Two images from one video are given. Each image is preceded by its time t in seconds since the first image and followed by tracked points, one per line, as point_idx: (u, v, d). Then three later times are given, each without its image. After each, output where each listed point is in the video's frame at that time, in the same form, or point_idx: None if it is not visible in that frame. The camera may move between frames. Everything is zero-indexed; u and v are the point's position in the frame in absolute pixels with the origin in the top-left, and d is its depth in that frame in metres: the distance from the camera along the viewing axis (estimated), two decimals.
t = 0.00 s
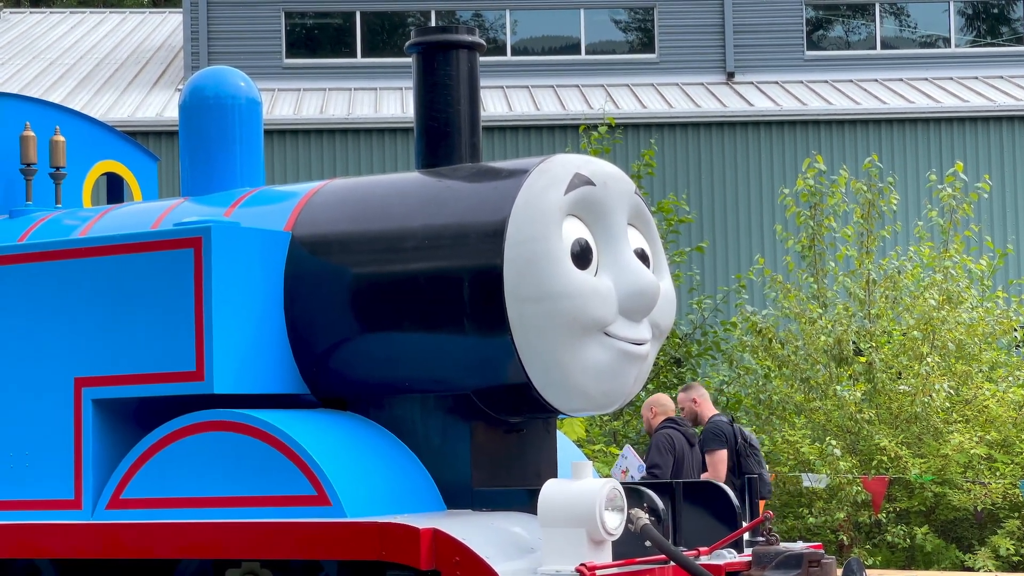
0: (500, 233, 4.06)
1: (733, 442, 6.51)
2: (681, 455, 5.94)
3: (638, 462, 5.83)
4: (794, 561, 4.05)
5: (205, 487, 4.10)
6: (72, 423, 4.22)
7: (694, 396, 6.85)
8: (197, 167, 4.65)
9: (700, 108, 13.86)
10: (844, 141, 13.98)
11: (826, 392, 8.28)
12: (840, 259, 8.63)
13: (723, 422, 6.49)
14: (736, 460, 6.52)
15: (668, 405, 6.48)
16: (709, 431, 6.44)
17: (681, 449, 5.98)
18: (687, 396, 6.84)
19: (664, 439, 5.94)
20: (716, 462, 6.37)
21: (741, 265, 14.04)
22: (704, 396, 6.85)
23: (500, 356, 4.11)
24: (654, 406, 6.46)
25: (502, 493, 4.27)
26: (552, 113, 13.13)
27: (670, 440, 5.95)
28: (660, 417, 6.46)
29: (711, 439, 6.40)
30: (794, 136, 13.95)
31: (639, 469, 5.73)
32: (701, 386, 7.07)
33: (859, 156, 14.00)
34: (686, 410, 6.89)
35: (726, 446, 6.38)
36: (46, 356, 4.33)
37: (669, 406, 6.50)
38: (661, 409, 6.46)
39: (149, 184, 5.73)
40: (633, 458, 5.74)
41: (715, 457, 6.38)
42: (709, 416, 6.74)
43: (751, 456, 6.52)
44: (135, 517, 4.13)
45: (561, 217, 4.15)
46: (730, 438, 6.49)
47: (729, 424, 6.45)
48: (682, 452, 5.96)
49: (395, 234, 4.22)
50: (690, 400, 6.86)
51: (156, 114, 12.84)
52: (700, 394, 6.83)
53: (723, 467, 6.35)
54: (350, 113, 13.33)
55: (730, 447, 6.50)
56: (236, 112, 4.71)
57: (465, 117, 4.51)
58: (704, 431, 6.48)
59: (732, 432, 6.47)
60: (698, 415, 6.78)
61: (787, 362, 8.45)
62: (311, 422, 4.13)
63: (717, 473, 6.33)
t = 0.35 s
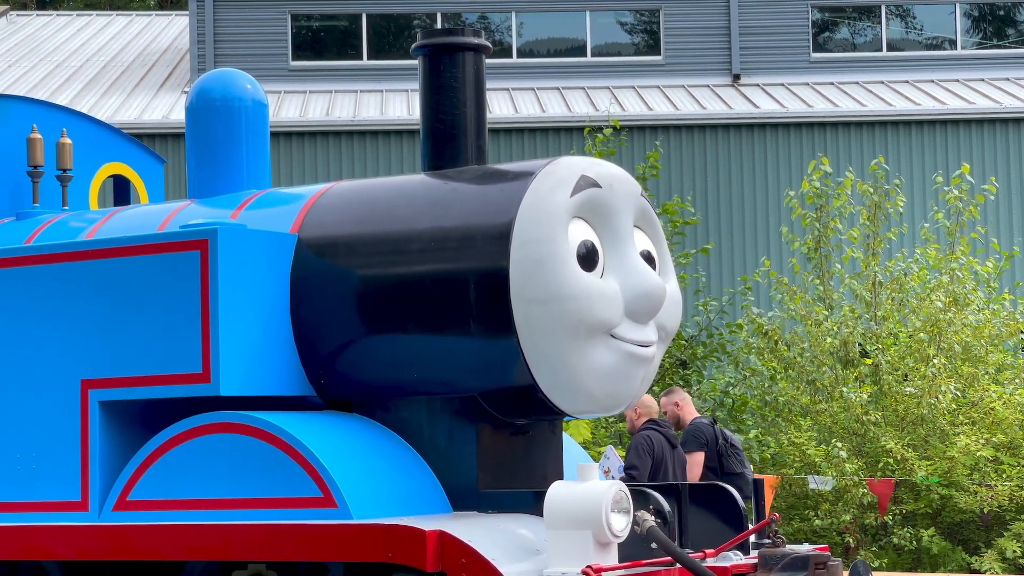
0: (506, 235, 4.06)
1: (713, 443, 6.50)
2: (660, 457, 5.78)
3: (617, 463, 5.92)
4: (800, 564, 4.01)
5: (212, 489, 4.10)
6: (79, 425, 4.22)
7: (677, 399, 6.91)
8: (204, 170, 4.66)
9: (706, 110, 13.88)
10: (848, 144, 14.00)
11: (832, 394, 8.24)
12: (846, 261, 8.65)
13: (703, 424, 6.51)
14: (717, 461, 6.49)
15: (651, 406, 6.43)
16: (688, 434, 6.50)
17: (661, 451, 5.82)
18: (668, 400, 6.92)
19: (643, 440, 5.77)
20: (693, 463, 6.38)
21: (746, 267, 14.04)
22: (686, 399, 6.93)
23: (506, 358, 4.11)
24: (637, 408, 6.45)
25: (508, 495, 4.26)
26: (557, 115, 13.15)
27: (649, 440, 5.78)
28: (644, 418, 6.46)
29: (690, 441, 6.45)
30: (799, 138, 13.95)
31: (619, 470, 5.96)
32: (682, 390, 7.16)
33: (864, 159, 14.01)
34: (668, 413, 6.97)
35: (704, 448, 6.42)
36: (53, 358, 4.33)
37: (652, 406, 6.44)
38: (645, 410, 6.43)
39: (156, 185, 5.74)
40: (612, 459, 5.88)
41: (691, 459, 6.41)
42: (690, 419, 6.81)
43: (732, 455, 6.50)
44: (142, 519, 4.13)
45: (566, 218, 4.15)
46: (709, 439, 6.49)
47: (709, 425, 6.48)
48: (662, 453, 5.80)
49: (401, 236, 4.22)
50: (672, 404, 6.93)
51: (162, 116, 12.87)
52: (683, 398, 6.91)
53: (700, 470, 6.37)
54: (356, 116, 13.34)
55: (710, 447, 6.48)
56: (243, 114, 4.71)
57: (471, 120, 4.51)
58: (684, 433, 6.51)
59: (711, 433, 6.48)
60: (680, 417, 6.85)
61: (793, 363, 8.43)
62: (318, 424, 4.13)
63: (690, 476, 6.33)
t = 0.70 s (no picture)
0: (515, 238, 4.07)
1: (704, 442, 6.50)
2: (629, 465, 5.85)
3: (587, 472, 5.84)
4: (810, 566, 4.00)
5: (223, 491, 4.11)
6: (90, 427, 4.22)
7: (668, 398, 6.88)
8: (213, 172, 4.66)
9: (715, 112, 13.87)
10: (858, 146, 14.01)
11: (842, 397, 8.30)
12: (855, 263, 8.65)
13: (695, 423, 6.52)
14: (708, 459, 6.48)
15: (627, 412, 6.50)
16: (679, 432, 6.51)
17: (630, 458, 5.88)
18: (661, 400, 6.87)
19: (612, 448, 5.85)
20: (683, 460, 6.41)
21: (755, 269, 14.04)
22: (678, 398, 6.89)
23: (516, 360, 4.11)
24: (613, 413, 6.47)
25: (518, 497, 4.27)
26: (566, 117, 13.16)
27: (617, 449, 5.85)
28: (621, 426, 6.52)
29: (682, 438, 6.46)
30: (809, 140, 13.95)
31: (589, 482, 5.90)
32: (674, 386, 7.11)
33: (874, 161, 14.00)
34: (660, 412, 6.94)
35: (695, 446, 6.42)
36: (64, 360, 4.33)
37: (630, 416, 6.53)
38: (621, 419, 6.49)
39: (165, 187, 5.73)
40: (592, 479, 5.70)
41: (680, 456, 6.43)
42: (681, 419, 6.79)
43: (721, 454, 6.47)
44: (154, 521, 4.14)
45: (576, 221, 4.15)
46: (700, 438, 6.49)
47: (701, 423, 6.48)
48: (631, 461, 5.87)
49: (411, 239, 4.23)
50: (664, 402, 6.90)
51: (172, 119, 12.89)
52: (675, 396, 6.87)
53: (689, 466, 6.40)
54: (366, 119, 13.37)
55: (701, 446, 6.47)
56: (252, 117, 4.72)
57: (480, 122, 4.50)
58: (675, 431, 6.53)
59: (702, 431, 6.48)
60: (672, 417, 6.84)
61: (803, 366, 8.49)
62: (328, 427, 4.14)
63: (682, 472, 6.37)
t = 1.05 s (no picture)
0: (528, 239, 4.07)
1: (700, 441, 6.48)
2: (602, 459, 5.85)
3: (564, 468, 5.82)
4: (823, 568, 4.00)
5: (237, 493, 4.12)
6: (103, 429, 4.22)
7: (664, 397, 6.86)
8: (226, 174, 4.67)
9: (728, 113, 13.84)
10: (871, 147, 13.99)
11: (855, 398, 8.24)
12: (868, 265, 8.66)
13: (690, 423, 6.50)
14: (704, 458, 6.48)
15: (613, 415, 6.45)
16: (676, 430, 6.47)
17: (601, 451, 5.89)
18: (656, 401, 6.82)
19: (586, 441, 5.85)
20: (683, 456, 6.33)
21: (768, 270, 14.01)
22: (674, 398, 6.86)
23: (529, 361, 4.11)
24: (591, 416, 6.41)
25: (531, 498, 4.27)
26: (579, 119, 13.15)
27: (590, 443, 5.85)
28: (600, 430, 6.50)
29: (679, 437, 6.42)
30: (822, 141, 13.94)
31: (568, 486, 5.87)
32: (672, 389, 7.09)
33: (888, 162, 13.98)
34: (656, 411, 6.92)
35: (694, 443, 6.38)
36: (77, 362, 4.32)
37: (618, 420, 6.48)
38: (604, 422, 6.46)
39: (178, 190, 5.75)
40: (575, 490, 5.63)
41: (680, 453, 6.37)
42: (677, 418, 6.76)
43: (717, 452, 6.50)
44: (169, 523, 4.16)
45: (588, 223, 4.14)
46: (697, 436, 6.46)
47: (697, 423, 6.46)
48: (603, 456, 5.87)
49: (424, 241, 4.23)
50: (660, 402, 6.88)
51: (185, 121, 12.90)
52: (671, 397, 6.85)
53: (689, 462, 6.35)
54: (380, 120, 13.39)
55: (698, 444, 6.45)
56: (265, 119, 4.74)
57: (493, 123, 4.50)
58: (671, 431, 6.48)
59: (699, 430, 6.47)
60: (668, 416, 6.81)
61: (815, 367, 8.45)
62: (341, 429, 4.14)
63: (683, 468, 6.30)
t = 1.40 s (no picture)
0: (546, 240, 4.07)
1: (694, 446, 6.37)
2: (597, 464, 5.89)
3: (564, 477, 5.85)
4: (842, 568, 3.97)
5: (257, 493, 4.13)
6: (122, 430, 4.21)
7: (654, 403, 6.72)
8: (244, 174, 4.68)
9: (746, 113, 13.81)
10: (891, 146, 13.93)
11: (874, 399, 8.18)
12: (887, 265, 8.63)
13: (684, 427, 6.37)
14: (697, 465, 6.36)
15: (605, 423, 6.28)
16: (671, 435, 6.34)
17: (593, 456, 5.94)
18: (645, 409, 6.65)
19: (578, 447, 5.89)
20: (679, 464, 6.26)
21: (787, 270, 13.99)
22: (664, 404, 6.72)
23: (547, 362, 4.11)
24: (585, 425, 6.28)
25: (549, 499, 4.26)
26: (598, 119, 13.14)
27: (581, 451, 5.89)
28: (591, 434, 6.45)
29: (673, 444, 6.30)
30: (841, 141, 13.93)
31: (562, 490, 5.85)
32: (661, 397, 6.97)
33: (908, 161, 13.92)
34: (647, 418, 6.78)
35: (689, 450, 6.28)
36: (95, 362, 4.30)
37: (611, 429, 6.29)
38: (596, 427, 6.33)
39: (197, 191, 5.76)
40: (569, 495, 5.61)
41: (675, 461, 6.28)
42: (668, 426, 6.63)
43: (710, 459, 6.37)
44: (189, 524, 4.16)
45: (606, 223, 4.14)
46: (691, 442, 6.34)
47: (691, 428, 6.33)
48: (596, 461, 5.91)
49: (442, 242, 4.24)
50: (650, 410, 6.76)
51: (204, 123, 12.93)
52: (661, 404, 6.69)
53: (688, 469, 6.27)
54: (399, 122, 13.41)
55: (692, 450, 6.34)
56: (283, 120, 4.75)
57: (511, 124, 4.50)
58: (665, 437, 6.36)
59: (693, 435, 6.34)
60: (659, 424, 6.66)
61: (833, 367, 8.42)
62: (360, 431, 4.15)
63: (680, 477, 6.24)
